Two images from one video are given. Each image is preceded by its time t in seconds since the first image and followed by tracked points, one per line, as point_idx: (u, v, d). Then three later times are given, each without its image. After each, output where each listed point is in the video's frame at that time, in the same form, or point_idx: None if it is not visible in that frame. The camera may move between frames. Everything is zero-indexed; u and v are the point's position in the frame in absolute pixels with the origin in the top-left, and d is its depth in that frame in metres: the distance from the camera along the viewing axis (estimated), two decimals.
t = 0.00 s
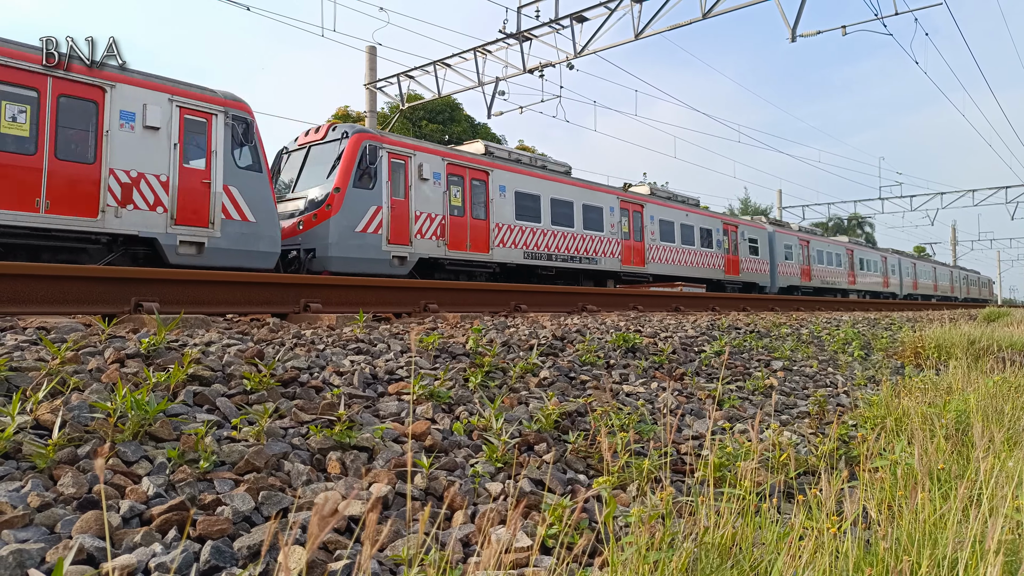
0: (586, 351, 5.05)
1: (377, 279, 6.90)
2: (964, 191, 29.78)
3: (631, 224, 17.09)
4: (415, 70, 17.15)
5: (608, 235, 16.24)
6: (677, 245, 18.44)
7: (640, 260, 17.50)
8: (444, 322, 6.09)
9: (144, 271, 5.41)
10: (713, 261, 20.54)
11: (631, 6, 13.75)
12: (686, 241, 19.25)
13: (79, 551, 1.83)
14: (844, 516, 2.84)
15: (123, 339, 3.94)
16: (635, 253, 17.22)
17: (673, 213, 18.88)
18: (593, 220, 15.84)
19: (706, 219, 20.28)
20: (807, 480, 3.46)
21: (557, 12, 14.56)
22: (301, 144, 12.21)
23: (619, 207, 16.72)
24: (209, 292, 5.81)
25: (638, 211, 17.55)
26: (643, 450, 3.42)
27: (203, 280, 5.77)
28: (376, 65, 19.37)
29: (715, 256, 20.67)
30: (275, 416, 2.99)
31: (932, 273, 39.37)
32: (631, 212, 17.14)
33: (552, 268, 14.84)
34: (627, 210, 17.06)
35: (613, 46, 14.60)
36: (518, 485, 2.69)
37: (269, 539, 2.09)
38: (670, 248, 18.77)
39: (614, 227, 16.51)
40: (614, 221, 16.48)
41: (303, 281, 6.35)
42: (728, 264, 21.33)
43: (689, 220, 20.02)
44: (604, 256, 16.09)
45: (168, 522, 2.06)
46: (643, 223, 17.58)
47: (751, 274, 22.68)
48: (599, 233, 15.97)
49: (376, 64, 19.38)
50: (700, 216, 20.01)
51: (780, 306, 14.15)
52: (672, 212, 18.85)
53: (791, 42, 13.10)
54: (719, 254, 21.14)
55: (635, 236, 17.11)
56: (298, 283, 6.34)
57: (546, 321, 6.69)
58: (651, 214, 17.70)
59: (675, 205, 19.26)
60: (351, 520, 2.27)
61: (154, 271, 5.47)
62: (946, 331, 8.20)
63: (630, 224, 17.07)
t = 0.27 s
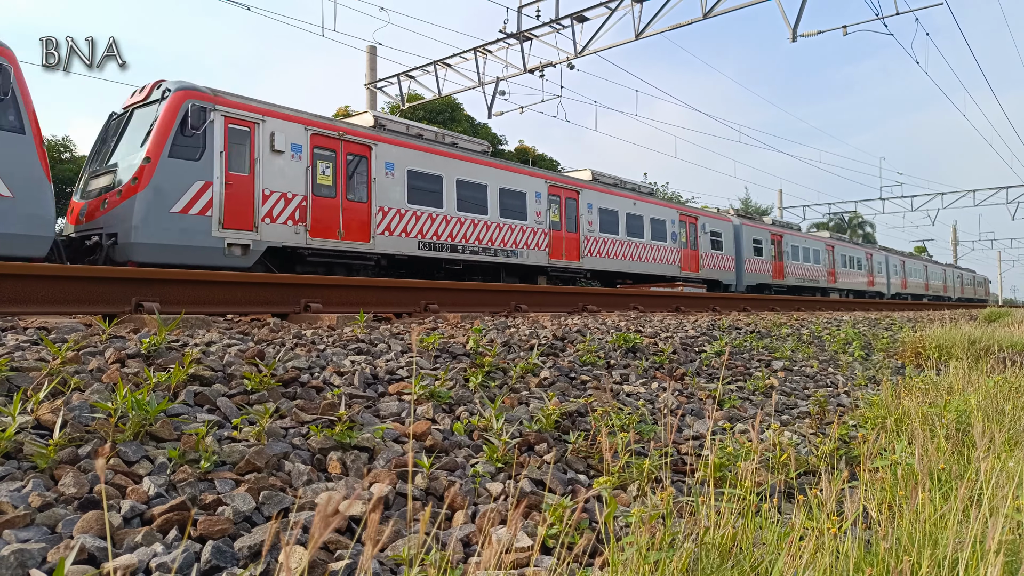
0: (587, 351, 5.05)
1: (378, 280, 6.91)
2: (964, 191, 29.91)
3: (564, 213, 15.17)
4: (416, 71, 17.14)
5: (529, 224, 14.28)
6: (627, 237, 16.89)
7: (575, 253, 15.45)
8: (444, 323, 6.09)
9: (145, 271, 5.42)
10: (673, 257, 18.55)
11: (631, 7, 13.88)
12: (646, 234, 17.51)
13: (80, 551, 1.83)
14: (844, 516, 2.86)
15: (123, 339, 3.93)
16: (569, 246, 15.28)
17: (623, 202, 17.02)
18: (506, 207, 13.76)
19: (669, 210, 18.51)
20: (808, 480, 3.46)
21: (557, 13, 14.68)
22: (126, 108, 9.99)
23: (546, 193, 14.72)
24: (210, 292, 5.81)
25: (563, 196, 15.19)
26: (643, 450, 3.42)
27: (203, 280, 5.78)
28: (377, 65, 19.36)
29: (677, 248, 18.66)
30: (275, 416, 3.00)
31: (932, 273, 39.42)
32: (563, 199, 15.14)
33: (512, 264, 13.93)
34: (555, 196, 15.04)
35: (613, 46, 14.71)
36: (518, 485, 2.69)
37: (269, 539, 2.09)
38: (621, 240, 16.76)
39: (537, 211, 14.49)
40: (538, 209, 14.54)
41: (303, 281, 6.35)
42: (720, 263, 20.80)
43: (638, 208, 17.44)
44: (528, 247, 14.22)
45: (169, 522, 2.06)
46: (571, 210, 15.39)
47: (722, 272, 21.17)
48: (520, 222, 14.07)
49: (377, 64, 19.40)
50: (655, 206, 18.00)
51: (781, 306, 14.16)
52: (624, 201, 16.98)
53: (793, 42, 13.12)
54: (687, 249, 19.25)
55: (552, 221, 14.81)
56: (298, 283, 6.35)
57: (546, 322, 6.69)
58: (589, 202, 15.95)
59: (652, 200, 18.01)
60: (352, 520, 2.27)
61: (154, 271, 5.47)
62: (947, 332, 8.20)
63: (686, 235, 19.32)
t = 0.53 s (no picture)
0: (587, 352, 5.05)
1: (379, 281, 6.91)
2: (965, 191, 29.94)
3: (474, 197, 13.76)
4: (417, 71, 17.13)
5: (426, 208, 12.79)
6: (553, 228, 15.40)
7: (489, 245, 13.96)
8: (445, 323, 6.09)
9: (146, 272, 5.42)
10: (617, 250, 17.10)
11: (631, 7, 14.17)
12: (578, 225, 16.08)
13: (81, 552, 1.83)
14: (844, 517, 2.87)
15: (124, 340, 3.93)
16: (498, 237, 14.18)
17: (558, 188, 15.62)
18: (401, 189, 12.33)
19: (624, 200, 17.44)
20: (809, 480, 3.46)
21: (558, 13, 14.89)
22: None
23: (450, 174, 13.30)
24: (211, 293, 5.82)
25: (473, 177, 13.79)
26: (644, 450, 3.42)
27: (205, 281, 5.79)
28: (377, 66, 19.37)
29: (623, 242, 17.29)
30: (276, 416, 3.00)
31: (932, 273, 39.43)
32: (472, 181, 13.69)
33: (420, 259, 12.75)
34: (463, 178, 13.57)
35: (613, 46, 14.98)
36: (519, 486, 2.69)
37: (270, 540, 2.09)
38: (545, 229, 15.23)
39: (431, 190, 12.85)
40: (440, 193, 13.09)
41: (304, 282, 6.36)
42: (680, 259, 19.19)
43: (571, 194, 16.10)
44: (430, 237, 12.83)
45: (170, 522, 2.06)
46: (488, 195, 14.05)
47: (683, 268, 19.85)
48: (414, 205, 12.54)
49: (377, 64, 19.40)
50: (594, 194, 16.65)
51: (782, 307, 14.15)
52: (551, 186, 15.42)
53: (795, 42, 13.14)
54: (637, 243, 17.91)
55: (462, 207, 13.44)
56: (300, 284, 6.35)
57: (546, 322, 6.68)
58: (507, 186, 14.56)
59: (593, 186, 16.71)
60: (353, 520, 2.28)
61: (155, 271, 5.47)
62: (948, 332, 8.20)
63: (633, 225, 17.70)
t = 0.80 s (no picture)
0: (588, 353, 5.05)
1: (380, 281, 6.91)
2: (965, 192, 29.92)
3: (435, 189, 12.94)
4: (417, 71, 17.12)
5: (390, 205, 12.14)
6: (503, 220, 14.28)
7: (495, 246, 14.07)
8: (445, 324, 6.09)
9: (146, 272, 5.42)
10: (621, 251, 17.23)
11: (631, 7, 13.88)
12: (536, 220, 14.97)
13: (83, 551, 1.84)
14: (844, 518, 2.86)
15: (125, 340, 3.93)
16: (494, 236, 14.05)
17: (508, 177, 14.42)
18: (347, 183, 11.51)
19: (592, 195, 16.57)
20: (810, 481, 3.46)
21: (557, 13, 14.57)
22: None
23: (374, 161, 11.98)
24: (211, 293, 5.82)
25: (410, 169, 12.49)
26: (645, 451, 3.41)
27: (205, 281, 5.79)
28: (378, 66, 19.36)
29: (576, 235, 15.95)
30: (277, 416, 3.00)
31: (932, 274, 39.43)
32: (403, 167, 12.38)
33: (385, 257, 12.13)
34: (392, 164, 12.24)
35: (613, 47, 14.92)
36: (520, 486, 2.69)
37: (271, 540, 2.10)
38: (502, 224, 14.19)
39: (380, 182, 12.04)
40: (381, 182, 12.05)
41: (305, 282, 6.36)
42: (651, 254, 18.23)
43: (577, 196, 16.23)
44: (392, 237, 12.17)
45: (172, 522, 2.07)
46: (429, 187, 12.77)
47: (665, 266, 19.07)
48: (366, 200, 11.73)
49: (378, 65, 19.40)
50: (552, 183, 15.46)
51: (783, 307, 14.14)
52: (523, 180, 14.70)
53: (796, 42, 13.10)
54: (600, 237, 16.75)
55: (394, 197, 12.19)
56: (300, 284, 6.36)
57: (546, 322, 6.68)
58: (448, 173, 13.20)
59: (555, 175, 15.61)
60: (354, 521, 2.28)
61: (156, 272, 5.47)
62: (949, 332, 8.19)
63: (564, 212, 15.65)
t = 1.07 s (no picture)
0: (588, 353, 5.06)
1: (380, 281, 6.91)
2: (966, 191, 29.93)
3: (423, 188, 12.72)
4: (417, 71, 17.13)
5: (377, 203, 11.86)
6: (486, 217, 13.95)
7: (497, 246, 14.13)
8: (446, 324, 6.09)
9: (147, 273, 5.42)
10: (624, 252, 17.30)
11: (632, 7, 14.19)
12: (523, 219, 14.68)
13: (85, 552, 1.84)
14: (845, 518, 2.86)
15: (126, 342, 3.93)
16: (487, 236, 13.90)
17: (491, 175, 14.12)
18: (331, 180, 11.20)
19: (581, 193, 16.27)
20: (810, 481, 3.47)
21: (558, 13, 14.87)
22: None
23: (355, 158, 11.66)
24: (212, 294, 5.83)
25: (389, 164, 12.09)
26: (645, 451, 3.41)
27: (206, 282, 5.80)
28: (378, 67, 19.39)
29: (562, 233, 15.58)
30: (278, 418, 3.00)
31: (933, 273, 39.44)
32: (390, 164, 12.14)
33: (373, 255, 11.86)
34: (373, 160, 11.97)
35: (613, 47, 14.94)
36: (521, 487, 2.70)
37: (272, 541, 2.10)
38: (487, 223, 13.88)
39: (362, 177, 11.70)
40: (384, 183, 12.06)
41: (305, 283, 6.36)
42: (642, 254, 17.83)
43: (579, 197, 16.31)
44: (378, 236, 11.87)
45: (173, 524, 2.07)
46: (411, 183, 12.42)
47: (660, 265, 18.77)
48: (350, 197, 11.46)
49: (378, 65, 19.42)
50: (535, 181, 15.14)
51: (784, 307, 14.13)
52: (509, 177, 14.42)
53: (796, 42, 13.15)
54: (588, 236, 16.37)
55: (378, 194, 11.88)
56: (300, 285, 6.36)
57: (547, 323, 6.68)
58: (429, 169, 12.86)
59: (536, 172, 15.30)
60: (355, 522, 2.29)
61: (156, 273, 5.47)
62: (949, 332, 8.19)
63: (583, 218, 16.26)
